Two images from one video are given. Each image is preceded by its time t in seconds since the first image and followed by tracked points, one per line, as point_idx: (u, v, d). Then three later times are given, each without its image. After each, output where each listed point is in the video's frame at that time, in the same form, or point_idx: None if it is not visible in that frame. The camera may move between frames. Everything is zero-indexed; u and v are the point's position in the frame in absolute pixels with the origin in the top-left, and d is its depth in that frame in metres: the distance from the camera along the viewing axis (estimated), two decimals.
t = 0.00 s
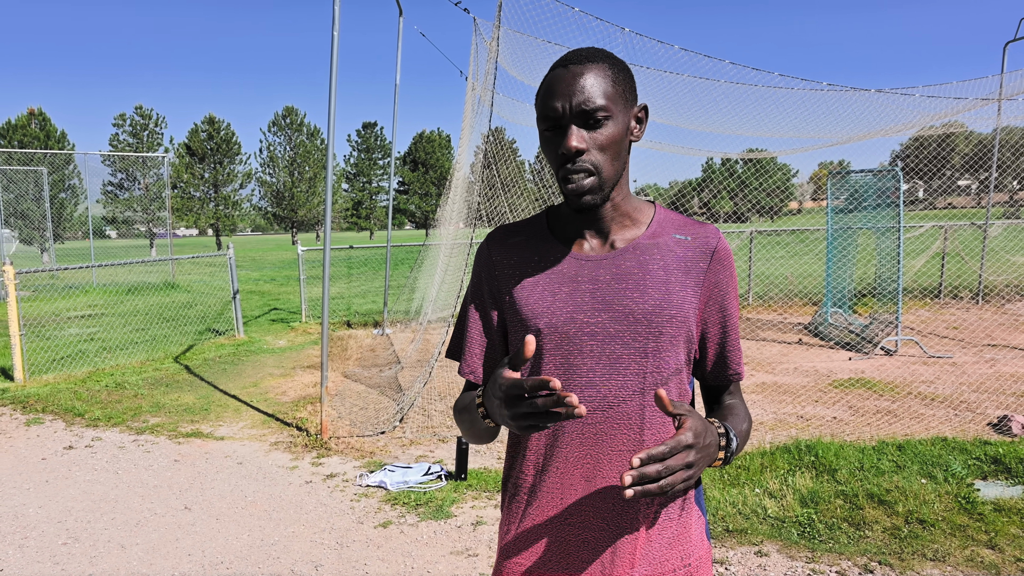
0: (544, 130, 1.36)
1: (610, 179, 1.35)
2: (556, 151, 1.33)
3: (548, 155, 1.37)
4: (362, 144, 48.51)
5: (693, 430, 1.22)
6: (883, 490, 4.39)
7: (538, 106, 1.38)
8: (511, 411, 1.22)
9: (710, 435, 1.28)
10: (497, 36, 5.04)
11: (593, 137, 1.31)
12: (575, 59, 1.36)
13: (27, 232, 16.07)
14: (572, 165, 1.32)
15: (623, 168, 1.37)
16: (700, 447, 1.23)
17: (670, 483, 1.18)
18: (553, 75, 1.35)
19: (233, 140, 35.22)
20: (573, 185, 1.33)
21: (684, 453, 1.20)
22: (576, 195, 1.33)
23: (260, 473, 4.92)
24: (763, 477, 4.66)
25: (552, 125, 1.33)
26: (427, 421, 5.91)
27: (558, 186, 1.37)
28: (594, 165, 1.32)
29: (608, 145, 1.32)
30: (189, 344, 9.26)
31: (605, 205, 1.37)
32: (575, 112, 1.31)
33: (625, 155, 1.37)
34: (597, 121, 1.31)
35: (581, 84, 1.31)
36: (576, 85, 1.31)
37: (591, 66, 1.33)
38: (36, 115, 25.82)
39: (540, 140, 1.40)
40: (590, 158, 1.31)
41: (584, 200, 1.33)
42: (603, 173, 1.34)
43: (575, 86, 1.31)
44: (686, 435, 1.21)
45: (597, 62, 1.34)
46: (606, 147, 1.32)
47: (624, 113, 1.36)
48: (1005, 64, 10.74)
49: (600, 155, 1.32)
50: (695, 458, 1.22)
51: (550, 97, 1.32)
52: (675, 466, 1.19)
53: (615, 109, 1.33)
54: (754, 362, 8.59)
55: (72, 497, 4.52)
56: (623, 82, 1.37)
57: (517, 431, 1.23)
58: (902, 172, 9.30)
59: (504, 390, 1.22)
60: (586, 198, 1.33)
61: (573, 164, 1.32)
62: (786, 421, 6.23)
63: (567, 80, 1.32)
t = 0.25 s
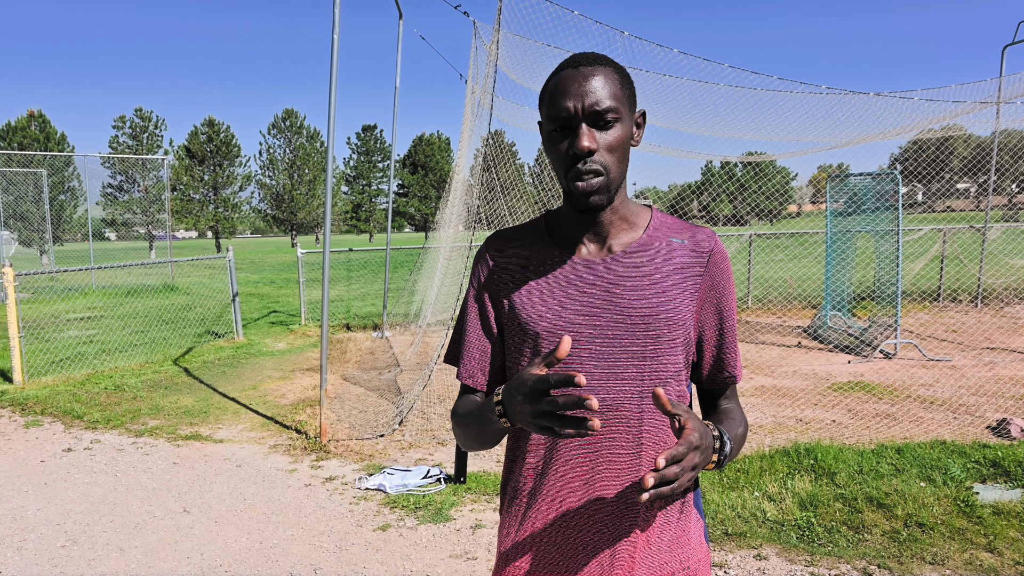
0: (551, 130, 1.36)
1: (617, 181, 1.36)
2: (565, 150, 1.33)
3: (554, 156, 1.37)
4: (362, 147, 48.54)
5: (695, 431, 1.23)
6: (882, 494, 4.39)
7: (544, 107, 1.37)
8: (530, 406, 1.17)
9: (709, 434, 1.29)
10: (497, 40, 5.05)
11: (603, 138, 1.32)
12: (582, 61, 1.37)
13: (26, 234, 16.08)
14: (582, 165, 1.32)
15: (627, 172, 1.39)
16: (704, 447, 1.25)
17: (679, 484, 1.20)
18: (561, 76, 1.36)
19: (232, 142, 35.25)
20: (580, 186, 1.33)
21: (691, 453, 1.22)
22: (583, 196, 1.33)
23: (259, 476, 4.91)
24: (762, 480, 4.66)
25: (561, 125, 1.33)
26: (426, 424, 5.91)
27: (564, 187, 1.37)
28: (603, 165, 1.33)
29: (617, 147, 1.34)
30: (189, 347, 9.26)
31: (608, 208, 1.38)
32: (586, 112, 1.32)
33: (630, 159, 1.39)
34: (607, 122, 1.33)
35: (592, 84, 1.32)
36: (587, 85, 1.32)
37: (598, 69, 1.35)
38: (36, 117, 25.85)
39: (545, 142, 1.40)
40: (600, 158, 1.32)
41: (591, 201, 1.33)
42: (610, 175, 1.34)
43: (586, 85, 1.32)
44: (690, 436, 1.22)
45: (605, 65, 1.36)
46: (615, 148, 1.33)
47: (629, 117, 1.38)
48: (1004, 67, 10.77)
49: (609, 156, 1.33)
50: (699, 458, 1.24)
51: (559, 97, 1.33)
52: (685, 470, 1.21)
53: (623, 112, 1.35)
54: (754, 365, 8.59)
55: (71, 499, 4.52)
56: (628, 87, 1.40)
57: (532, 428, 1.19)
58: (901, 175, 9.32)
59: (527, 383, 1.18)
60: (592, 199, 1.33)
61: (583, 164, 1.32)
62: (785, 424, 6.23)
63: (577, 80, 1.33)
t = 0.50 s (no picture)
0: (557, 133, 1.36)
1: (621, 187, 1.37)
2: (573, 154, 1.34)
3: (559, 159, 1.37)
4: (362, 149, 48.58)
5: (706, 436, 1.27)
6: (881, 498, 4.39)
7: (551, 108, 1.38)
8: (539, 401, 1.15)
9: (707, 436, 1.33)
10: (497, 43, 5.07)
11: (610, 143, 1.33)
12: (589, 65, 1.38)
13: (26, 235, 16.08)
14: (589, 169, 1.33)
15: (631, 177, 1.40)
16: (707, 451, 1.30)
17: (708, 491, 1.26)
18: (569, 79, 1.36)
19: (233, 144, 35.28)
20: (586, 190, 1.34)
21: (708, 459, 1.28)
22: (588, 200, 1.34)
23: (258, 478, 4.92)
24: (762, 484, 4.66)
25: (568, 128, 1.34)
26: (426, 426, 5.91)
27: (569, 190, 1.37)
28: (610, 171, 1.34)
29: (624, 152, 1.35)
30: (189, 348, 9.27)
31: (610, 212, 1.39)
32: (594, 116, 1.32)
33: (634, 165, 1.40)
34: (615, 127, 1.34)
35: (602, 89, 1.32)
36: (595, 89, 1.32)
37: (607, 74, 1.36)
38: (37, 119, 25.89)
39: (549, 144, 1.40)
40: (607, 163, 1.33)
41: (597, 206, 1.34)
42: (616, 180, 1.36)
43: (595, 89, 1.32)
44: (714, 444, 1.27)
45: (612, 70, 1.37)
46: (621, 154, 1.34)
47: (634, 123, 1.40)
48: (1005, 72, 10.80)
49: (616, 161, 1.34)
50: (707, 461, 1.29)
51: (568, 101, 1.33)
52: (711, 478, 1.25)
53: (630, 117, 1.36)
54: (753, 369, 8.59)
55: (70, 501, 4.52)
56: (634, 92, 1.41)
57: (539, 423, 1.16)
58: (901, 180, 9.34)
59: (540, 377, 1.15)
60: (598, 204, 1.34)
61: (590, 169, 1.33)
62: (785, 427, 6.23)
63: (586, 84, 1.33)
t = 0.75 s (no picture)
0: (564, 133, 1.36)
1: (627, 187, 1.37)
2: (579, 154, 1.34)
3: (565, 159, 1.37)
4: (363, 150, 48.61)
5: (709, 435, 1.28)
6: (881, 501, 4.38)
7: (557, 109, 1.38)
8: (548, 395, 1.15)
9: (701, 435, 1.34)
10: (499, 44, 5.07)
11: (617, 143, 1.34)
12: (596, 67, 1.38)
13: (27, 234, 16.09)
14: (595, 169, 1.33)
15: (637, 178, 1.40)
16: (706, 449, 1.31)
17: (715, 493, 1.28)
18: (575, 80, 1.37)
19: (234, 144, 35.32)
20: (593, 190, 1.34)
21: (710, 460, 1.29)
22: (595, 200, 1.34)
23: (258, 477, 4.91)
24: (762, 486, 4.65)
25: (575, 128, 1.34)
26: (426, 427, 5.91)
27: (575, 191, 1.37)
28: (617, 171, 1.33)
29: (631, 152, 1.35)
30: (189, 348, 9.28)
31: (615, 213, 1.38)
32: (601, 117, 1.33)
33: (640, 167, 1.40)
34: (622, 128, 1.34)
35: (609, 90, 1.33)
36: (603, 90, 1.33)
37: (614, 75, 1.36)
38: (38, 119, 25.93)
39: (556, 145, 1.40)
40: (614, 163, 1.33)
41: (602, 206, 1.34)
42: (622, 180, 1.35)
43: (602, 90, 1.33)
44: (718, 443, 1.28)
45: (619, 72, 1.38)
46: (627, 155, 1.35)
47: (640, 124, 1.40)
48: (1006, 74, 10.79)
49: (623, 161, 1.34)
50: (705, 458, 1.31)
51: (575, 102, 1.33)
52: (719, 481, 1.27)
53: (637, 118, 1.36)
54: (754, 371, 8.59)
55: (70, 500, 4.52)
56: (640, 94, 1.42)
57: (544, 421, 1.16)
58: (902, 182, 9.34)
59: (552, 373, 1.15)
60: (603, 204, 1.34)
61: (597, 169, 1.33)
62: (785, 430, 6.22)
63: (593, 84, 1.33)
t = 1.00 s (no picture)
0: (568, 132, 1.36)
1: (631, 187, 1.36)
2: (584, 152, 1.33)
3: (570, 157, 1.37)
4: (364, 150, 48.62)
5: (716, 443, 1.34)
6: (882, 502, 4.38)
7: (562, 107, 1.38)
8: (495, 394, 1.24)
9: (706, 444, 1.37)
10: (500, 45, 5.07)
11: (622, 142, 1.33)
12: (601, 67, 1.39)
13: (28, 234, 16.09)
14: (600, 167, 1.33)
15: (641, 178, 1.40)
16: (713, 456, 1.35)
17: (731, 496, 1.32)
18: (581, 79, 1.37)
19: (235, 145, 35.31)
20: (597, 189, 1.34)
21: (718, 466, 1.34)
22: (600, 199, 1.33)
23: (258, 478, 4.91)
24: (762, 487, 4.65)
25: (580, 127, 1.34)
26: (427, 427, 5.91)
27: (579, 190, 1.37)
28: (622, 170, 1.33)
29: (636, 152, 1.35)
30: (189, 348, 9.27)
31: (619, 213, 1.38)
32: (606, 115, 1.33)
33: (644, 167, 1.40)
34: (626, 127, 1.34)
35: (615, 89, 1.33)
36: (609, 89, 1.33)
37: (619, 75, 1.37)
38: (39, 118, 25.94)
39: (560, 144, 1.40)
40: (619, 161, 1.33)
41: (607, 204, 1.33)
42: (627, 179, 1.35)
43: (608, 88, 1.33)
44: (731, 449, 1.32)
45: (624, 73, 1.38)
46: (632, 154, 1.34)
47: (645, 125, 1.40)
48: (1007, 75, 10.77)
49: (628, 160, 1.34)
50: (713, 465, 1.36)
51: (580, 100, 1.34)
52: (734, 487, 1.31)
53: (642, 118, 1.37)
54: (754, 372, 8.58)
55: (70, 500, 4.52)
56: (644, 95, 1.42)
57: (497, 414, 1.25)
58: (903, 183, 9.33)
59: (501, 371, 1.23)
60: (608, 203, 1.34)
61: (602, 166, 1.32)
62: (786, 431, 6.22)
63: (598, 83, 1.34)
